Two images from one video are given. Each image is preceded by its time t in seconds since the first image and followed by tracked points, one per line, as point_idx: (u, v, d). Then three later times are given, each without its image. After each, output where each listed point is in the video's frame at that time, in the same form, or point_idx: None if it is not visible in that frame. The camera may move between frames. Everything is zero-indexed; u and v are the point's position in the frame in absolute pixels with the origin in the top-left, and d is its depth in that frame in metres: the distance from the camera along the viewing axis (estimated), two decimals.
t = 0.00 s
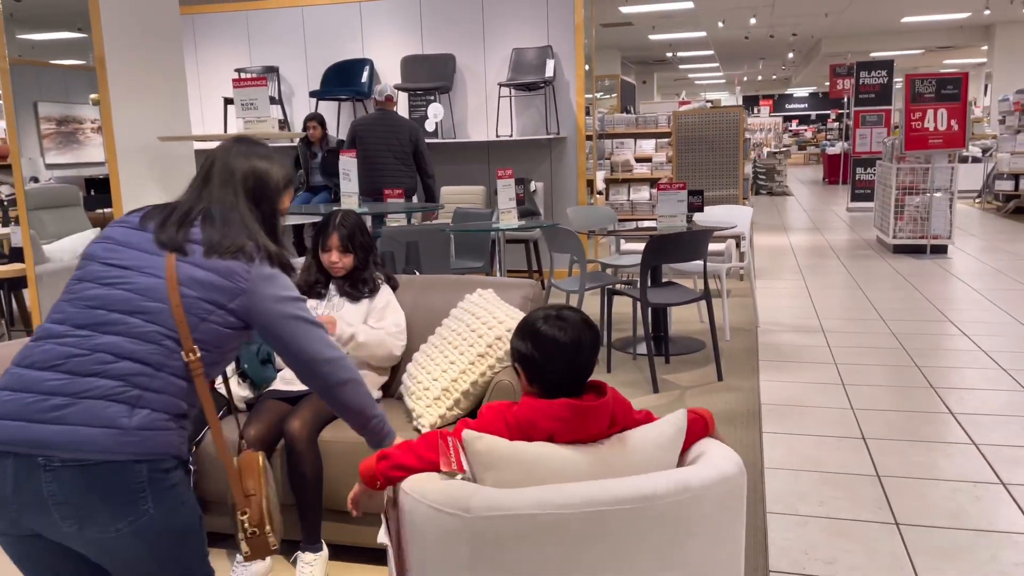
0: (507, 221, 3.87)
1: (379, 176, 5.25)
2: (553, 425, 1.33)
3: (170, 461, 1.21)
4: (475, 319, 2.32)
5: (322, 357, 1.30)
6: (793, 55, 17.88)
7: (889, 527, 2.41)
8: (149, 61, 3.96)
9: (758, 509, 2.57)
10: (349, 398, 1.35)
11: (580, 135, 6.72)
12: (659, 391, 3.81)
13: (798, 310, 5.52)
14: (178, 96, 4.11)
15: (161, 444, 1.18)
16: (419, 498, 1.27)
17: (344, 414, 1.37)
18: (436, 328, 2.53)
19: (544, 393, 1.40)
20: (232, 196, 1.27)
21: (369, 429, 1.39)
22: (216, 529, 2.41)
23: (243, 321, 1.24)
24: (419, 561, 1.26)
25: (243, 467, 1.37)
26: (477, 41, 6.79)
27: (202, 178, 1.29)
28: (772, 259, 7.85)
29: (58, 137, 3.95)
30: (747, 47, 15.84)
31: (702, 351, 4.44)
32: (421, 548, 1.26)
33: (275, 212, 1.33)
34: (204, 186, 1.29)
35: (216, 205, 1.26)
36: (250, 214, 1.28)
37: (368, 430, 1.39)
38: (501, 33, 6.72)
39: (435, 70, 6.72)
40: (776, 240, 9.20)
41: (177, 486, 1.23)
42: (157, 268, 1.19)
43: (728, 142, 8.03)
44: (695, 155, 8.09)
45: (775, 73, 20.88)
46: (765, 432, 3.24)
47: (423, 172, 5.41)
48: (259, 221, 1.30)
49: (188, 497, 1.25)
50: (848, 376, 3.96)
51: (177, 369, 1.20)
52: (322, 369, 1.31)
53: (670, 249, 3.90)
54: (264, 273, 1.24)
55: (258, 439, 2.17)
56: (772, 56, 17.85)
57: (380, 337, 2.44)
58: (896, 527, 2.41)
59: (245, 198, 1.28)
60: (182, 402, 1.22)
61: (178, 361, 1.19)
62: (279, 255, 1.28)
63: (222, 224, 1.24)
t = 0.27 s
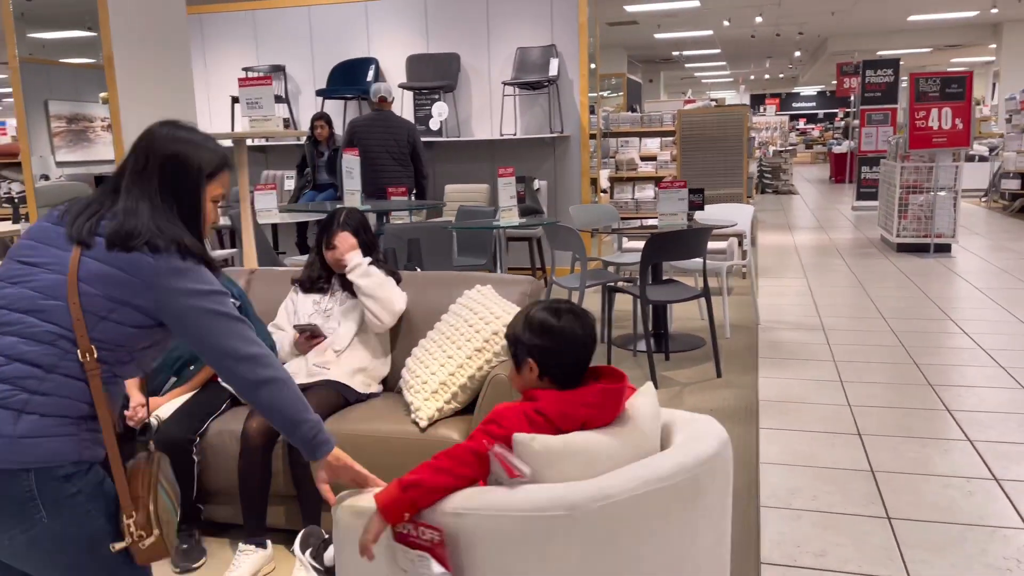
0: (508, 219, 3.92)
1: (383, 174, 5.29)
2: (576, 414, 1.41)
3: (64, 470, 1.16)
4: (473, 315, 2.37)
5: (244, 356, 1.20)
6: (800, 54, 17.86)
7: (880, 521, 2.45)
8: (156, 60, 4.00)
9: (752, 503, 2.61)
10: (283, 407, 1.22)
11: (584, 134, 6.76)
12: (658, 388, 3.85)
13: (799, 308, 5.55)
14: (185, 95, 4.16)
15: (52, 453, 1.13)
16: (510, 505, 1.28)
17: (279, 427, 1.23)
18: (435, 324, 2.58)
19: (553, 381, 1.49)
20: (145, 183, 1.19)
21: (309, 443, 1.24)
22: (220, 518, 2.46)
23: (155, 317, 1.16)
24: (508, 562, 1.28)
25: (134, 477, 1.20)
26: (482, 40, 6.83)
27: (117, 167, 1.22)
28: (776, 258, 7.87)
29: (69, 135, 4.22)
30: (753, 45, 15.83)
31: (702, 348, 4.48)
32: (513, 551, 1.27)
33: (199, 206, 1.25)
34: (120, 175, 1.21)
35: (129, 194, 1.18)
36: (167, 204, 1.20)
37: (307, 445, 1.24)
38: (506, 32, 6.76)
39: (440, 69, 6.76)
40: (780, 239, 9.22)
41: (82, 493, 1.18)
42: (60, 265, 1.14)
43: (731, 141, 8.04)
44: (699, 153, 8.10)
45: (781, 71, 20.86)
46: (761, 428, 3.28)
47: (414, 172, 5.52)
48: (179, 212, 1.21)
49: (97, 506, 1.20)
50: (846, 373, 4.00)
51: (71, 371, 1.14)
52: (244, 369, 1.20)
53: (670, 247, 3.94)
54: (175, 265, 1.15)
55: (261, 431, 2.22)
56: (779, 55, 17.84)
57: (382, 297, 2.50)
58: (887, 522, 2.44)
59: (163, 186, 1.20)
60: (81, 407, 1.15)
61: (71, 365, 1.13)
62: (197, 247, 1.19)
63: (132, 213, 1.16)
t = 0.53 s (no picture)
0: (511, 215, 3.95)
1: (388, 171, 5.32)
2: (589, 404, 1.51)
3: (12, 465, 1.15)
4: (471, 309, 2.40)
5: (152, 344, 1.13)
6: (811, 52, 17.78)
7: (873, 516, 2.47)
8: (164, 57, 4.05)
9: (747, 497, 2.64)
10: (188, 403, 1.15)
11: (590, 131, 6.78)
12: (659, 384, 3.88)
13: (803, 306, 5.56)
14: (193, 91, 4.21)
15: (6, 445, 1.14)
16: (598, 488, 1.32)
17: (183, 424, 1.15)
18: (434, 318, 2.61)
19: (554, 372, 1.56)
20: (85, 154, 1.16)
21: (212, 446, 1.16)
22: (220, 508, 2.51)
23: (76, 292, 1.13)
24: (601, 543, 1.32)
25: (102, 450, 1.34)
26: (489, 37, 6.86)
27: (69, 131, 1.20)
28: (782, 256, 7.87)
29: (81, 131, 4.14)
30: (764, 43, 15.78)
31: (704, 345, 4.50)
32: (606, 532, 1.32)
33: (146, 180, 1.20)
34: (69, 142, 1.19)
35: (72, 164, 1.17)
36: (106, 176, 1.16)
37: (206, 448, 1.15)
38: (513, 29, 6.78)
39: (446, 66, 6.79)
40: (788, 238, 9.21)
41: (23, 498, 1.16)
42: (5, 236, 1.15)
43: (737, 139, 8.02)
44: (706, 151, 8.09)
45: (792, 69, 20.77)
46: (759, 424, 3.30)
47: (416, 168, 5.56)
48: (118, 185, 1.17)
49: (35, 515, 1.18)
50: (847, 371, 4.01)
51: (15, 355, 1.14)
52: (151, 357, 1.13)
53: (671, 244, 3.96)
54: (102, 242, 1.12)
55: (262, 422, 2.26)
56: (790, 53, 17.77)
57: (377, 256, 2.57)
58: (880, 517, 2.46)
59: (103, 156, 1.16)
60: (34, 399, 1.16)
61: (15, 349, 1.14)
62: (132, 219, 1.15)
63: (67, 184, 1.15)
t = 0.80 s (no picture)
0: (514, 213, 3.99)
1: (394, 169, 5.36)
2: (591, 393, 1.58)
3: None
4: (470, 305, 2.44)
5: (39, 336, 1.07)
6: (820, 51, 17.72)
7: (866, 512, 2.50)
8: (171, 55, 4.10)
9: (742, 492, 2.67)
10: (73, 401, 1.09)
11: (595, 130, 6.81)
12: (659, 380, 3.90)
13: (806, 305, 5.58)
14: (200, 89, 4.26)
15: None
16: (645, 464, 1.43)
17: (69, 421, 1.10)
18: (434, 313, 2.65)
19: (556, 366, 1.59)
20: (13, 122, 1.13)
21: (94, 451, 1.11)
22: (222, 499, 2.56)
23: None
24: (650, 515, 1.43)
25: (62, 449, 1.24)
26: (495, 36, 6.89)
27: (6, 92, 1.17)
28: (787, 255, 7.89)
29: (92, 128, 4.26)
30: (773, 42, 15.75)
31: (706, 343, 4.53)
32: (654, 505, 1.43)
33: (79, 145, 1.16)
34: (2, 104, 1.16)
35: None
36: (33, 145, 1.13)
37: (89, 450, 1.11)
38: (519, 29, 6.81)
39: (453, 65, 6.83)
40: (794, 237, 9.21)
41: None
42: None
43: (741, 140, 8.00)
44: (712, 150, 8.10)
45: (801, 68, 20.72)
46: (758, 421, 3.33)
47: (422, 165, 5.60)
48: (43, 158, 1.13)
49: None
50: (847, 369, 4.04)
51: None
52: (40, 348, 1.08)
53: (673, 242, 3.99)
54: (19, 217, 1.07)
55: (263, 415, 2.30)
56: (799, 52, 17.73)
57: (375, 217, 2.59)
58: (873, 512, 2.49)
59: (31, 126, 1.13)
60: None
61: None
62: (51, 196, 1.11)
63: None
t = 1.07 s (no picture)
0: (517, 211, 4.02)
1: (400, 167, 5.38)
2: (593, 383, 1.65)
3: None
4: (471, 302, 2.47)
5: None
6: (829, 50, 17.66)
7: (864, 510, 2.51)
8: (178, 54, 4.14)
9: (741, 490, 2.68)
10: None
11: (601, 129, 6.83)
12: (662, 378, 3.92)
13: (810, 304, 5.59)
14: (206, 88, 4.29)
15: None
16: (671, 439, 1.53)
17: None
18: (435, 311, 2.67)
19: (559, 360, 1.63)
20: None
21: (28, 454, 1.04)
22: (225, 494, 2.58)
23: None
24: (676, 486, 1.54)
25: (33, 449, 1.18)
26: (501, 35, 6.91)
27: None
28: (793, 255, 7.88)
29: (101, 126, 4.33)
30: (781, 41, 15.71)
31: (709, 342, 4.54)
32: (677, 476, 1.54)
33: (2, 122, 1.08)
34: None
35: None
36: None
37: (20, 455, 1.03)
38: (525, 28, 6.83)
39: (459, 64, 6.85)
40: (800, 236, 9.20)
41: None
42: None
43: (747, 139, 7.99)
44: (718, 149, 8.09)
45: (810, 67, 20.65)
46: (759, 419, 3.35)
47: (432, 164, 5.61)
48: None
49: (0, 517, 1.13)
50: (850, 368, 4.05)
51: None
52: None
53: (676, 241, 4.00)
54: None
55: (265, 410, 2.33)
56: (808, 51, 17.68)
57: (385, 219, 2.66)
58: (871, 510, 2.51)
59: None
60: None
61: None
62: None
63: None
